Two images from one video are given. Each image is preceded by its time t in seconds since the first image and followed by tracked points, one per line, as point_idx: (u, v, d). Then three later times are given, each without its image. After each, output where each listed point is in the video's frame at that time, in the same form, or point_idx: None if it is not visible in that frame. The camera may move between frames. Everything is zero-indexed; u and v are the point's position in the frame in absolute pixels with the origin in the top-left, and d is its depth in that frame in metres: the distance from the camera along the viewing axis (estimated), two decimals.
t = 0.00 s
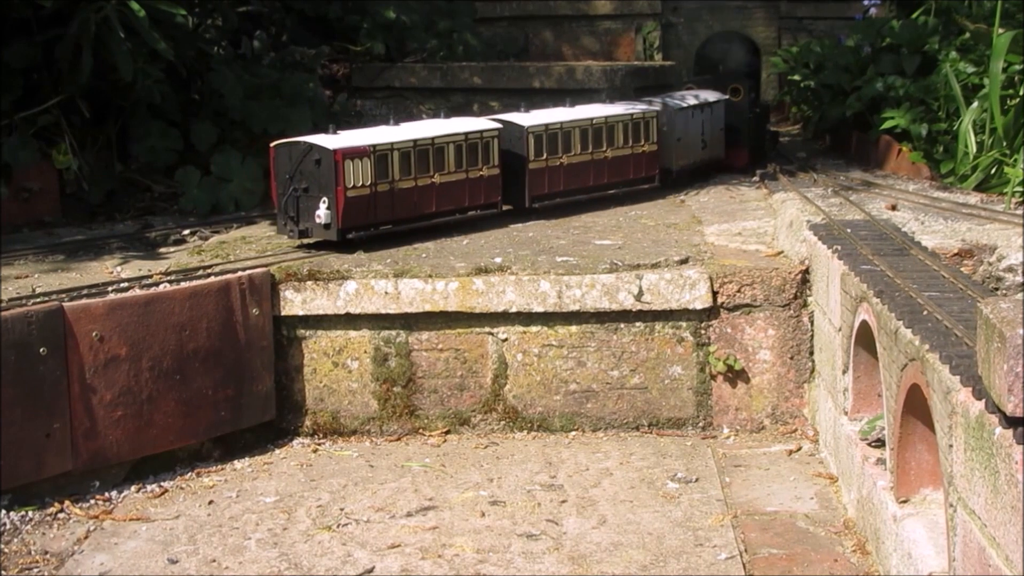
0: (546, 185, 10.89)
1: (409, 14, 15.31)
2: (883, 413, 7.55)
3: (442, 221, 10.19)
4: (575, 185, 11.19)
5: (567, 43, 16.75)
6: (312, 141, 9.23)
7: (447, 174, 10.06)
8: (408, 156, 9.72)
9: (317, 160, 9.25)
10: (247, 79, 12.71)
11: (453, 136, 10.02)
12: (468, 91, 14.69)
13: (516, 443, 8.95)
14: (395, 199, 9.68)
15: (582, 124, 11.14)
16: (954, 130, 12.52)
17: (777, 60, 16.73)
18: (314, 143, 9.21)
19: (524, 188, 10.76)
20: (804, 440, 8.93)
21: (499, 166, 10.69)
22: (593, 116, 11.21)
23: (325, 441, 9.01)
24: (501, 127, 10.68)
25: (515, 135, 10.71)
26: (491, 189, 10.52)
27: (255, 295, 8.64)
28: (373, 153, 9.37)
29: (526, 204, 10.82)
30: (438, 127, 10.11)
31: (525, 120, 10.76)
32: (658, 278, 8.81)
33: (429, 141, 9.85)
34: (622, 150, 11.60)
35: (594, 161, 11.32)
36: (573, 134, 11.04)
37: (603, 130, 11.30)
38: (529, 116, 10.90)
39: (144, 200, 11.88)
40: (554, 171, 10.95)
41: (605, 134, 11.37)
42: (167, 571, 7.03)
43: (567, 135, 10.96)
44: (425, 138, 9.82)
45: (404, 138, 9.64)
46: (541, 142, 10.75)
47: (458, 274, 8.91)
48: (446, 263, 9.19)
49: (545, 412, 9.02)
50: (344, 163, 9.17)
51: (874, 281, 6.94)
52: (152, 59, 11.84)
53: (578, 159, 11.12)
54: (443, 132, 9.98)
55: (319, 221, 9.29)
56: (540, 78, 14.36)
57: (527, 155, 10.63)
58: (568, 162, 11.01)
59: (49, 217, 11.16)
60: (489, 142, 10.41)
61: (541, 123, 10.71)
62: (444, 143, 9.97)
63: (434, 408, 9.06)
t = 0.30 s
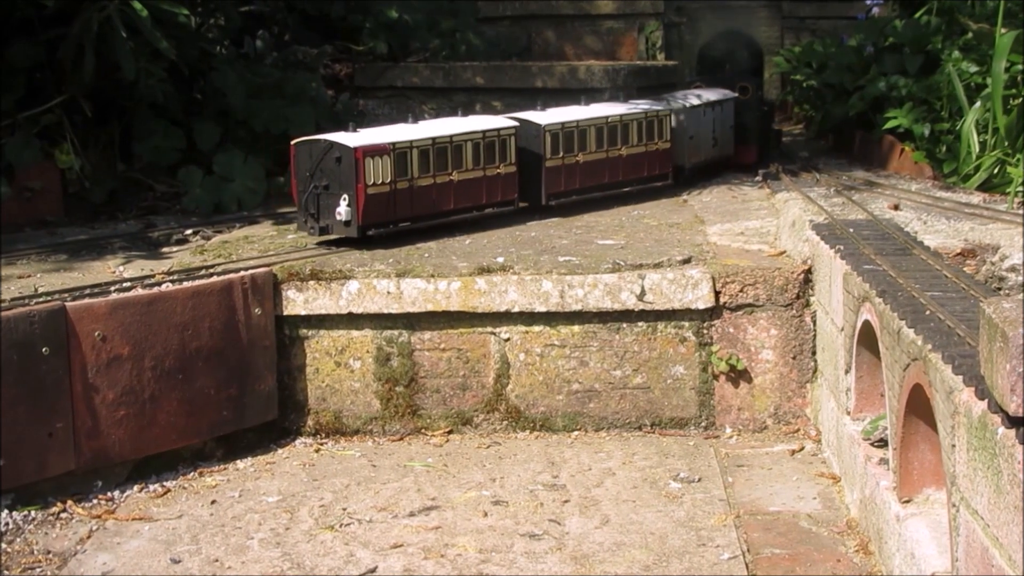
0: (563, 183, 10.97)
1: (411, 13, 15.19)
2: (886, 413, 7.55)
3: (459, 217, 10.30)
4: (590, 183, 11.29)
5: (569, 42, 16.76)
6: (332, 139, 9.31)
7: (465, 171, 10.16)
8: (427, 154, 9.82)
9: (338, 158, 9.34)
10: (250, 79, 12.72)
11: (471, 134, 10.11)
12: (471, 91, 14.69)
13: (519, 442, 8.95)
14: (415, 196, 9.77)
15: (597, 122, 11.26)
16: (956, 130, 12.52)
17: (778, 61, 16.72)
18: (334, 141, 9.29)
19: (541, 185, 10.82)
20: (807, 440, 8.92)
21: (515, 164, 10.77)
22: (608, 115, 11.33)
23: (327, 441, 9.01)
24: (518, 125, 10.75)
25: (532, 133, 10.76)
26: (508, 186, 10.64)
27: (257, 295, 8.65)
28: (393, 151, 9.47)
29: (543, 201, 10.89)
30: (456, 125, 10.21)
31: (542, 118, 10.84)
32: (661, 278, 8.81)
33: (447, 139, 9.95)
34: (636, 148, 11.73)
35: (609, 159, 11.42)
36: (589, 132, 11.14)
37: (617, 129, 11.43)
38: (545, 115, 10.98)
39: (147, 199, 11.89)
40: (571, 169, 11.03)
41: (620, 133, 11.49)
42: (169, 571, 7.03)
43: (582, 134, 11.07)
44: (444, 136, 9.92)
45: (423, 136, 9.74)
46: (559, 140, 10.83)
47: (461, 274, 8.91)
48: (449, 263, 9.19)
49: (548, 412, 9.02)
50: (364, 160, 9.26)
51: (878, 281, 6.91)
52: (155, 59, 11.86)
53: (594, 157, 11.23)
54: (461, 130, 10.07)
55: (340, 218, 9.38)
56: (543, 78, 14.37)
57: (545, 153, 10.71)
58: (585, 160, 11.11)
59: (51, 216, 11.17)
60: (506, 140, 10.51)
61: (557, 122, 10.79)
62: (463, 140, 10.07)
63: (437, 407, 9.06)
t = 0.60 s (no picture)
0: (576, 182, 11.10)
1: (410, 13, 15.16)
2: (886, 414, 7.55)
3: (474, 216, 10.42)
4: (603, 182, 11.43)
5: (570, 43, 16.76)
6: (350, 138, 9.49)
7: (480, 170, 10.29)
8: (442, 153, 9.97)
9: (354, 157, 9.51)
10: (250, 79, 12.72)
11: (486, 133, 10.25)
12: (472, 91, 14.69)
13: (519, 443, 8.95)
14: (430, 195, 9.92)
15: (610, 122, 11.38)
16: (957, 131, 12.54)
17: (778, 61, 16.75)
18: (351, 140, 9.48)
19: (555, 184, 10.96)
20: (807, 441, 8.92)
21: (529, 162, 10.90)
22: (620, 114, 11.46)
23: (327, 441, 9.02)
24: (531, 124, 10.89)
25: (545, 133, 10.91)
26: (522, 185, 10.76)
27: (258, 296, 8.65)
28: (409, 150, 9.63)
29: (557, 200, 11.03)
30: (472, 125, 10.35)
31: (555, 118, 10.98)
32: (661, 278, 8.80)
33: (462, 138, 10.09)
34: (647, 147, 11.86)
35: (621, 158, 11.56)
36: (602, 132, 11.27)
37: (629, 128, 11.56)
38: (558, 114, 11.12)
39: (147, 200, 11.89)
40: (584, 168, 11.16)
41: (632, 131, 11.62)
42: (169, 572, 7.04)
43: (595, 132, 11.20)
44: (459, 135, 10.06)
45: (438, 135, 9.88)
46: (572, 139, 10.96)
47: (461, 274, 8.91)
48: (449, 264, 9.19)
49: (548, 413, 9.02)
50: (380, 159, 9.42)
51: (878, 282, 6.92)
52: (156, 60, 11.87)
53: (606, 156, 11.36)
54: (475, 129, 10.21)
55: (357, 216, 9.55)
56: (544, 78, 14.37)
57: (557, 152, 10.85)
58: (597, 159, 11.24)
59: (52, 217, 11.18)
60: (520, 139, 10.63)
61: (570, 121, 10.92)
62: (478, 139, 10.21)
63: (437, 408, 9.05)
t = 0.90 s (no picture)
0: (590, 177, 11.18)
1: (412, 13, 15.18)
2: (887, 412, 7.54)
3: (489, 211, 10.51)
4: (615, 178, 11.51)
5: (571, 42, 16.76)
6: (365, 134, 9.54)
7: (494, 166, 10.36)
8: (457, 150, 10.02)
9: (371, 153, 9.57)
10: (251, 78, 12.73)
11: (500, 129, 10.30)
12: (473, 90, 14.70)
13: (520, 442, 8.95)
14: (445, 190, 9.99)
15: (622, 118, 11.46)
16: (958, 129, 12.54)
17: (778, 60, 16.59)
18: (367, 136, 9.51)
19: (569, 180, 11.02)
20: (809, 439, 8.91)
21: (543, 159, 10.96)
22: (632, 110, 11.53)
23: (329, 440, 9.01)
24: (546, 121, 10.93)
25: (559, 129, 10.96)
26: (536, 181, 10.83)
27: (259, 294, 8.65)
28: (425, 145, 9.68)
29: (571, 197, 11.10)
30: (485, 121, 10.39)
31: (569, 114, 11.04)
32: (662, 277, 8.81)
33: (477, 135, 10.15)
34: (657, 143, 11.95)
35: (631, 154, 11.64)
36: (614, 128, 11.35)
37: (640, 124, 11.64)
38: (570, 111, 11.17)
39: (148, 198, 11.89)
40: (597, 164, 11.24)
41: (643, 127, 11.69)
42: (171, 570, 7.04)
43: (608, 129, 11.27)
44: (474, 131, 10.10)
45: (453, 131, 9.93)
46: (585, 136, 11.03)
47: (462, 273, 8.91)
48: (450, 262, 9.19)
49: (549, 411, 9.02)
50: (397, 156, 9.47)
51: (879, 281, 6.92)
52: (158, 59, 11.88)
53: (618, 152, 11.44)
54: (490, 125, 10.26)
55: (373, 211, 9.62)
56: (545, 77, 14.37)
57: (571, 148, 10.91)
58: (610, 155, 11.32)
59: (53, 215, 11.19)
60: (534, 135, 10.68)
61: (584, 118, 10.99)
62: (492, 136, 10.27)
63: (438, 407, 9.06)
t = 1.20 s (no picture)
0: (601, 176, 11.30)
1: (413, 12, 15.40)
2: (887, 412, 7.55)
3: (502, 209, 10.62)
4: (625, 176, 11.62)
5: (572, 42, 16.75)
6: (380, 133, 9.63)
7: (507, 165, 10.47)
8: (471, 148, 10.11)
9: (385, 151, 9.65)
10: (252, 78, 12.74)
11: (513, 128, 10.40)
12: (474, 89, 14.71)
13: (521, 441, 8.96)
14: (459, 188, 10.08)
15: (632, 117, 11.55)
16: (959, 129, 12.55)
17: (779, 61, 16.39)
18: (382, 134, 9.60)
19: (580, 179, 11.13)
20: (809, 439, 8.92)
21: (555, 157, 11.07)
22: (643, 108, 11.62)
23: (330, 439, 9.01)
24: (557, 120, 11.03)
25: (571, 127, 11.06)
26: (548, 179, 10.94)
27: (259, 294, 8.66)
28: (439, 144, 9.76)
29: (582, 194, 11.21)
30: (498, 119, 10.48)
31: (580, 113, 11.14)
32: (663, 277, 8.81)
33: (490, 133, 10.25)
34: (667, 141, 12.06)
35: (642, 152, 11.74)
36: (625, 127, 11.45)
37: (651, 122, 11.72)
38: (582, 109, 11.26)
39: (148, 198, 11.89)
40: (608, 162, 11.35)
41: (653, 125, 11.78)
42: (172, 570, 7.04)
43: (619, 127, 11.37)
44: (487, 130, 10.20)
45: (466, 130, 10.02)
46: (596, 135, 11.13)
47: (463, 273, 8.91)
48: (451, 262, 9.19)
49: (550, 411, 9.02)
50: (411, 153, 9.56)
51: (879, 280, 6.93)
52: (158, 59, 11.90)
53: (629, 151, 11.55)
54: (503, 124, 10.34)
55: (388, 209, 9.71)
56: (545, 77, 14.38)
57: (582, 147, 11.02)
58: (621, 154, 11.43)
59: (54, 215, 11.20)
60: (546, 134, 10.79)
61: (595, 117, 11.09)
62: (506, 134, 10.36)
63: (438, 406, 9.07)
